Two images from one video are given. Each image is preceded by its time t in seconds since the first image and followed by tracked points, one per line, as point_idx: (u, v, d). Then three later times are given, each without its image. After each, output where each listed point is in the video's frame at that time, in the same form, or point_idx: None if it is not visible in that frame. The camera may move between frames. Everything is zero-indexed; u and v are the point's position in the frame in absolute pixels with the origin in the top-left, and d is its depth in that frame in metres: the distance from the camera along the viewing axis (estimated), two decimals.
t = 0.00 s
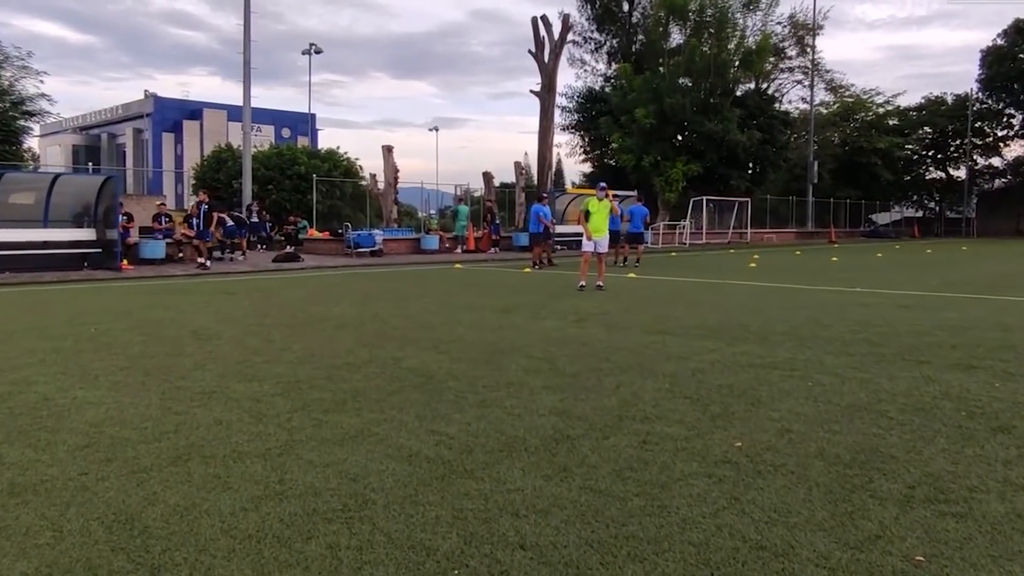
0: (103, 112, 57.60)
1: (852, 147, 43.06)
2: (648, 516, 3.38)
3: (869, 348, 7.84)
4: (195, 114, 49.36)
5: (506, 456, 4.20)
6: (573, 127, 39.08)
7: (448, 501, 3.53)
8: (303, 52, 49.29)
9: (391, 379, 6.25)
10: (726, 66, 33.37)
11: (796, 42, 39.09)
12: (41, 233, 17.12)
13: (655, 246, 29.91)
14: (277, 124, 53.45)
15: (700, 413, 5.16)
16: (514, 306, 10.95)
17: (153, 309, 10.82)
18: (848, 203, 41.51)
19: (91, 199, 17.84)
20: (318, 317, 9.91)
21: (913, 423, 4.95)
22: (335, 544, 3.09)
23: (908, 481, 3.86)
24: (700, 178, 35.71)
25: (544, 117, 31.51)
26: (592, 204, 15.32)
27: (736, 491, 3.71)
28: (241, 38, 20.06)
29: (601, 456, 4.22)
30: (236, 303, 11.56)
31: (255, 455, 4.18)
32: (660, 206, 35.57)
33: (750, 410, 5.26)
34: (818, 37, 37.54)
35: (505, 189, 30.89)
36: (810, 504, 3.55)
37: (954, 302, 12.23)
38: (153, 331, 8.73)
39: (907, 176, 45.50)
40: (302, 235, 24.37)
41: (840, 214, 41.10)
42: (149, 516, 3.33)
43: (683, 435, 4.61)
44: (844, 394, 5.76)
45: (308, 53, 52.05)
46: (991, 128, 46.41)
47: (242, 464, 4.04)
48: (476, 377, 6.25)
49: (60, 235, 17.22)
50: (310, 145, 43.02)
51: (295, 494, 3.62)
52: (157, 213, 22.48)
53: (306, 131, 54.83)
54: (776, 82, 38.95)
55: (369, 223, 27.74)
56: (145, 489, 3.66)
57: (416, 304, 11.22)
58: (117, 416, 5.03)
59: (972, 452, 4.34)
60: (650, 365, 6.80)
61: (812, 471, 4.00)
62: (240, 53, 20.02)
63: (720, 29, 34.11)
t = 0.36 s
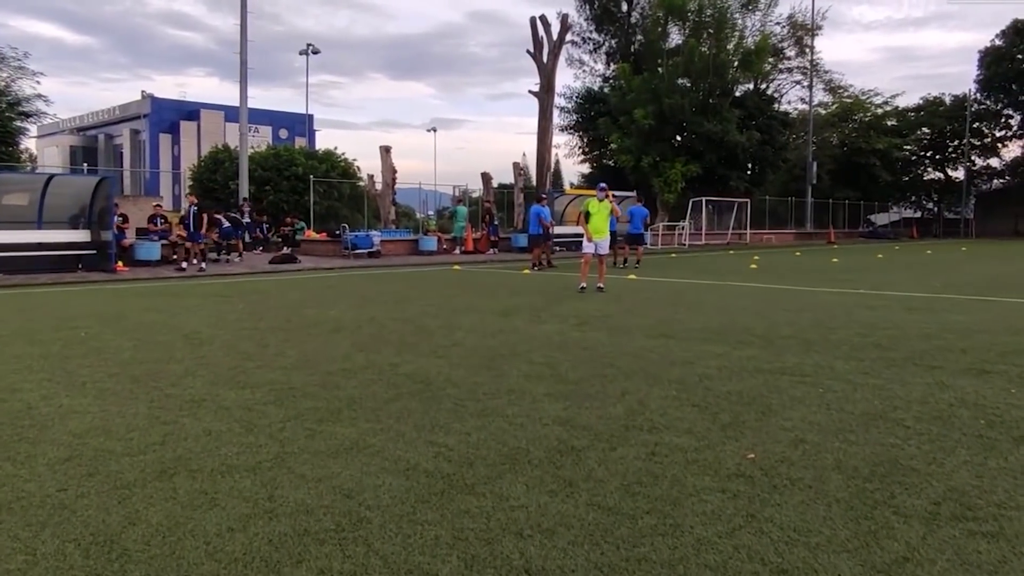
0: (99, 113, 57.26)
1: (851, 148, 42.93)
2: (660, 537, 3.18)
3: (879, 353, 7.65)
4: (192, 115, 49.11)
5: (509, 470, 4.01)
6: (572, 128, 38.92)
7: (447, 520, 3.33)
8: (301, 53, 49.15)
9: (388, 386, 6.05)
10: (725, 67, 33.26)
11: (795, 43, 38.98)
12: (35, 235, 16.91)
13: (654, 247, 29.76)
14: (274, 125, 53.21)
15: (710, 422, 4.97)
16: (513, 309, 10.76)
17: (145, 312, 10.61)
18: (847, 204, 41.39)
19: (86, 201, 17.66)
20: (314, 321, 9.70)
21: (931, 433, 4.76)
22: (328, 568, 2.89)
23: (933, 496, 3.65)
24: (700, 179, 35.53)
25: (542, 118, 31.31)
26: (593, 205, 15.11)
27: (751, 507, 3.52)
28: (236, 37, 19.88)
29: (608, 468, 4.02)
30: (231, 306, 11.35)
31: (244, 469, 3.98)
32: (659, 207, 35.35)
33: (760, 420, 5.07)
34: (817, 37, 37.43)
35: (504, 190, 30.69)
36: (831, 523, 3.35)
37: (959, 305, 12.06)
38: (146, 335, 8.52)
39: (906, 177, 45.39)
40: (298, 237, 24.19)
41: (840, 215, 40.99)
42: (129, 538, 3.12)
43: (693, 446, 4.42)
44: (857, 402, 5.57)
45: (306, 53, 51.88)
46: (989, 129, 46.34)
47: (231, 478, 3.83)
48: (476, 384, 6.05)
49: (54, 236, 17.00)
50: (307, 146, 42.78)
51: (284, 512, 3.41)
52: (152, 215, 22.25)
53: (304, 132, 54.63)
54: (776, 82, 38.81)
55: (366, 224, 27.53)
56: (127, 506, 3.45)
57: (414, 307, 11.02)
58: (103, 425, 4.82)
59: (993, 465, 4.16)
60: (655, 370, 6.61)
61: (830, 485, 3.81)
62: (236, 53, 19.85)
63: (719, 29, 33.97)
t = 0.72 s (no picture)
0: (96, 113, 56.95)
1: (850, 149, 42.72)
2: (672, 569, 2.93)
3: (889, 360, 7.41)
4: (189, 115, 48.85)
5: (508, 491, 3.76)
6: (571, 129, 38.68)
7: (442, 551, 3.08)
8: (298, 54, 48.90)
9: (380, 396, 5.79)
10: (724, 67, 33.08)
11: (794, 43, 38.78)
12: (28, 236, 16.68)
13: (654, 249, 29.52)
14: (272, 126, 52.94)
15: (719, 436, 4.72)
16: (511, 313, 10.50)
17: (135, 317, 10.35)
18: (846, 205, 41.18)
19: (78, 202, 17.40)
20: (307, 326, 9.45)
21: (954, 447, 4.50)
22: None
23: (964, 520, 3.40)
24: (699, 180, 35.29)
25: (541, 118, 31.07)
26: (593, 207, 14.86)
27: (768, 534, 3.27)
28: (232, 37, 19.66)
29: (613, 490, 3.78)
30: (223, 311, 11.09)
31: (225, 491, 3.72)
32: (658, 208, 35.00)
33: (772, 434, 4.83)
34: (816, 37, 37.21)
35: (502, 191, 30.43)
36: (855, 552, 3.11)
37: (965, 308, 11.84)
38: (135, 342, 8.26)
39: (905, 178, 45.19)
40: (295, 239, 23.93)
41: (839, 216, 40.78)
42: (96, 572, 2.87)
43: (703, 464, 4.17)
44: (873, 414, 5.31)
45: (303, 54, 51.62)
46: (988, 130, 46.17)
47: (210, 502, 3.58)
48: (474, 394, 5.80)
49: (46, 238, 16.75)
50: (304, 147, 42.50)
51: (264, 541, 3.16)
52: (147, 217, 21.98)
53: (302, 133, 54.38)
54: (775, 83, 38.59)
55: (364, 226, 27.28)
56: (96, 534, 3.20)
57: (410, 311, 10.77)
58: (78, 441, 4.56)
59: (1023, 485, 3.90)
60: (659, 379, 6.36)
61: (851, 508, 3.55)
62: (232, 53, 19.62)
63: (719, 30, 33.73)
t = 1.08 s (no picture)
0: (95, 114, 56.60)
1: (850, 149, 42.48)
2: None
3: (901, 366, 7.15)
4: (187, 115, 48.56)
5: (507, 514, 3.50)
6: (570, 128, 38.40)
7: None
8: (296, 53, 48.60)
9: (373, 406, 5.53)
10: (723, 67, 32.89)
11: (794, 43, 38.54)
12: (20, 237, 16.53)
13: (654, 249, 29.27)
14: (270, 126, 52.62)
15: (730, 450, 4.46)
16: (510, 316, 10.24)
17: (125, 321, 10.08)
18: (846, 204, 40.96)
19: (71, 203, 17.09)
20: (300, 330, 9.17)
21: (979, 463, 4.24)
22: None
23: (1001, 549, 3.13)
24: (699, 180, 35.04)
25: (540, 118, 30.81)
26: (593, 207, 14.58)
27: (789, 564, 3.01)
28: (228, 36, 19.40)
29: (619, 512, 3.51)
30: (215, 314, 10.81)
31: (201, 514, 3.46)
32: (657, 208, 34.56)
33: (786, 448, 4.56)
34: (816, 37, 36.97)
35: (502, 191, 30.15)
36: None
37: (973, 311, 11.58)
38: (122, 347, 7.99)
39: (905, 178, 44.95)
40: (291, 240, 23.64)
41: (839, 216, 40.57)
42: None
43: (716, 482, 3.90)
44: (890, 425, 5.05)
45: (301, 54, 51.27)
46: (987, 130, 45.95)
47: (185, 527, 3.32)
48: (472, 404, 5.53)
49: (37, 240, 16.60)
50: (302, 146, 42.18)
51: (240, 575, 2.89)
52: (142, 217, 21.70)
53: (300, 133, 54.09)
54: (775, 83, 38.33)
55: (362, 226, 27.01)
56: (58, 566, 2.94)
57: (407, 314, 10.51)
58: (50, 457, 4.29)
59: None
60: (665, 387, 6.10)
61: (877, 533, 3.28)
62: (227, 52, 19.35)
63: (719, 29, 33.46)
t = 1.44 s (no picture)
0: (92, 113, 56.18)
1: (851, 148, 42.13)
2: None
3: (921, 371, 6.80)
4: (185, 115, 48.17)
5: (505, 542, 3.17)
6: (571, 127, 38.03)
7: None
8: (295, 52, 48.23)
9: (364, 416, 5.18)
10: (724, 65, 32.57)
11: (795, 41, 38.16)
12: (10, 237, 16.18)
13: (655, 250, 28.93)
14: (268, 125, 52.19)
15: (747, 467, 4.14)
16: (510, 319, 9.90)
17: (110, 323, 9.74)
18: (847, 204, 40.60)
19: (63, 203, 16.71)
20: (292, 333, 8.82)
21: (1021, 481, 3.90)
22: None
23: None
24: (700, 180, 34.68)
25: (541, 117, 30.45)
26: (596, 206, 14.21)
27: None
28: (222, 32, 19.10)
29: (632, 539, 3.18)
30: (206, 316, 10.46)
31: (167, 543, 3.12)
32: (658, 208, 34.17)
33: (807, 463, 4.23)
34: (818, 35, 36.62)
35: (502, 190, 29.78)
36: None
37: (986, 312, 11.24)
38: (105, 351, 7.64)
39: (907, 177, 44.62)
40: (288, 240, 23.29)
41: (840, 216, 40.23)
42: None
43: (735, 504, 3.57)
44: (917, 436, 4.71)
45: (299, 53, 50.85)
46: (989, 129, 45.63)
47: (148, 558, 2.98)
48: (470, 414, 5.19)
49: (29, 239, 16.25)
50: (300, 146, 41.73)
51: None
52: (136, 217, 21.34)
53: (299, 132, 53.71)
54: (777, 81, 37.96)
55: (360, 226, 26.65)
56: None
57: (403, 317, 10.18)
58: (10, 474, 3.94)
59: None
60: (674, 395, 5.75)
61: (920, 565, 2.94)
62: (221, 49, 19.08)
63: (720, 27, 33.11)
